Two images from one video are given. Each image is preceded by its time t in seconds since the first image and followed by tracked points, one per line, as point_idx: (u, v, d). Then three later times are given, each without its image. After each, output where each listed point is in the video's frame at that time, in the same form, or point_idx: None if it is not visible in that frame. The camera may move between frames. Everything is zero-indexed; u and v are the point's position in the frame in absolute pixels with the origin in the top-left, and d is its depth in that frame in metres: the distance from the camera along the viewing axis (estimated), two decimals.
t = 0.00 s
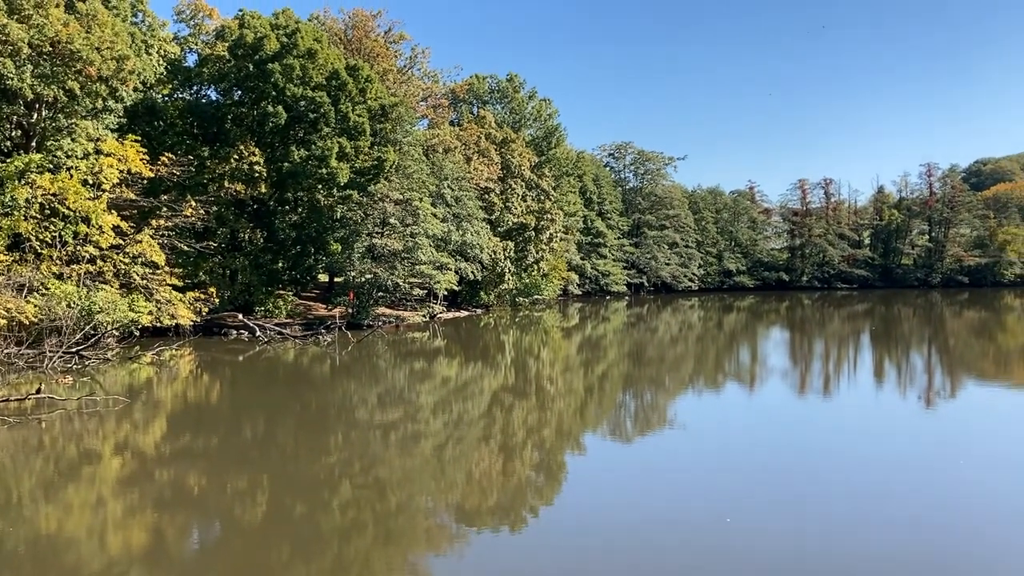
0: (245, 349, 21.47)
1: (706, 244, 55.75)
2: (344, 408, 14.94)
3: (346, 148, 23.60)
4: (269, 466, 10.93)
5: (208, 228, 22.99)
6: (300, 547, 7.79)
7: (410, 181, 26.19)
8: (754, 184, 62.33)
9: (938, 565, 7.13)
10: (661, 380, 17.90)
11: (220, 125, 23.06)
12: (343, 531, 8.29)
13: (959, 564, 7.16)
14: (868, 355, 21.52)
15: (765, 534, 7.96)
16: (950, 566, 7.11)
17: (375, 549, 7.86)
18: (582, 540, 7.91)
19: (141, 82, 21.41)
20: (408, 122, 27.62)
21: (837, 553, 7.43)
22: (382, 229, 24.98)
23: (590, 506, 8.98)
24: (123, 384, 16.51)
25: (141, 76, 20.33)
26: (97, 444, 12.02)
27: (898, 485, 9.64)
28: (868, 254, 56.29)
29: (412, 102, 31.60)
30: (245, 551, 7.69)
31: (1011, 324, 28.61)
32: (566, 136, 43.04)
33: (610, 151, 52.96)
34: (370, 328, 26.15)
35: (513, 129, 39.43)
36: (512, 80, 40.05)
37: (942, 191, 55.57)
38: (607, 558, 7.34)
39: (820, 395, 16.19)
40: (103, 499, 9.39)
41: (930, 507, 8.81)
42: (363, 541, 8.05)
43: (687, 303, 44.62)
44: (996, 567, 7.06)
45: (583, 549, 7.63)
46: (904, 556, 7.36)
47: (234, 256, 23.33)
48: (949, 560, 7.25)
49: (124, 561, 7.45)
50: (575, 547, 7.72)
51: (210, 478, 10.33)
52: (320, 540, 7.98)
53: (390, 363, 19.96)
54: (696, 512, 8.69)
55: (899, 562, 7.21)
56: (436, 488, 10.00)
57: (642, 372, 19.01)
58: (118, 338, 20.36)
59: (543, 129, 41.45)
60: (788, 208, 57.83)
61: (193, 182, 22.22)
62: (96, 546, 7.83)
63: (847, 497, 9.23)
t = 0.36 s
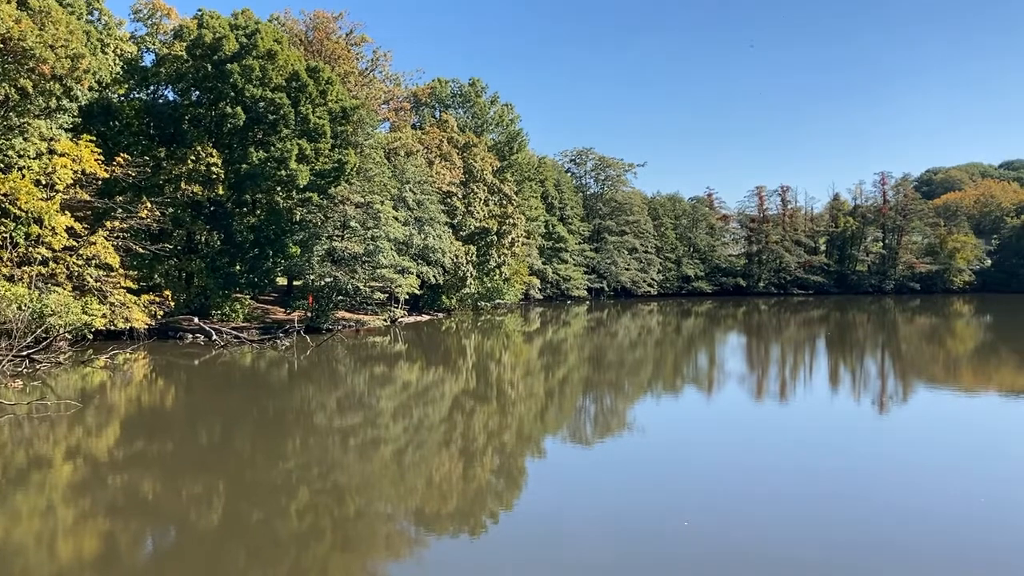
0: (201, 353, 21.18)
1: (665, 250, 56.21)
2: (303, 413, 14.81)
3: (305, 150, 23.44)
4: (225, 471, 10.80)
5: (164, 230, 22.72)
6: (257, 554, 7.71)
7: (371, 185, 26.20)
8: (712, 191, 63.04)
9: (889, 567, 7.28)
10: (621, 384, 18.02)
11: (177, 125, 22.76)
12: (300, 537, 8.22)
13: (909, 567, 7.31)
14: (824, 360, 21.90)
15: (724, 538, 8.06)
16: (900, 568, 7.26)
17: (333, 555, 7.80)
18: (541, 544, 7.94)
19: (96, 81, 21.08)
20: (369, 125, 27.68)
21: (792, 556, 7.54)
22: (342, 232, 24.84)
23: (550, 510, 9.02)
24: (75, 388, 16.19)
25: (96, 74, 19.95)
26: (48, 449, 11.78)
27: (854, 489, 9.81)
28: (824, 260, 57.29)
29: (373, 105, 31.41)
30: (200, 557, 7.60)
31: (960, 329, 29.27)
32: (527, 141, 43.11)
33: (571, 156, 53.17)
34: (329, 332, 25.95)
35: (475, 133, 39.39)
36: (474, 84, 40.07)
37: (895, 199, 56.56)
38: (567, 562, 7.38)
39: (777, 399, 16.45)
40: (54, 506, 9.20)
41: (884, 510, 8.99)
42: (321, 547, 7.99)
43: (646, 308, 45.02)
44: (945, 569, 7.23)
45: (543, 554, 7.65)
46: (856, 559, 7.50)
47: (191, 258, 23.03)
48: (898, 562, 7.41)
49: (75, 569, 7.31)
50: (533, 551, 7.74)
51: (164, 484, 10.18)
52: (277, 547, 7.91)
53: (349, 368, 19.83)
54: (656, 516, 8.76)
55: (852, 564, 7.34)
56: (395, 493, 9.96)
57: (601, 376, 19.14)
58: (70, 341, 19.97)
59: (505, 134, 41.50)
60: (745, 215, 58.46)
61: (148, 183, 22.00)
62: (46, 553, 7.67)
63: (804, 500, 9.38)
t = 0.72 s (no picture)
0: (148, 355, 20.77)
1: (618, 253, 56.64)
2: (253, 417, 14.61)
3: (256, 149, 23.17)
4: (172, 476, 10.61)
5: (110, 230, 22.22)
6: (204, 559, 7.60)
7: (323, 186, 25.85)
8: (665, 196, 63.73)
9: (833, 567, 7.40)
10: (574, 386, 18.13)
11: (126, 123, 22.26)
12: (249, 543, 8.11)
13: (855, 567, 7.43)
14: (772, 363, 22.30)
15: (672, 540, 8.12)
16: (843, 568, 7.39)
17: (283, 559, 7.72)
18: (490, 547, 7.95)
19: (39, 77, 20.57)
20: (321, 125, 27.49)
21: (738, 557, 7.63)
22: (293, 233, 24.42)
23: (501, 513, 9.05)
24: (17, 391, 15.77)
25: (38, 69, 19.46)
26: None
27: (804, 490, 9.98)
28: (773, 265, 58.04)
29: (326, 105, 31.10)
30: (146, 563, 7.46)
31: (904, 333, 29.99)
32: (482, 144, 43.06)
33: (526, 159, 53.22)
34: (279, 334, 25.65)
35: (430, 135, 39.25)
36: (428, 86, 39.94)
37: (842, 205, 58.10)
38: (518, 566, 7.40)
39: (726, 401, 16.71)
40: None
41: (830, 511, 9.16)
42: (271, 552, 7.90)
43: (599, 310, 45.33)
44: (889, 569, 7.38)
45: (492, 558, 7.66)
46: (801, 559, 7.61)
47: (138, 259, 22.61)
48: (845, 562, 7.54)
49: None
50: (483, 555, 7.75)
51: (109, 488, 9.97)
52: (225, 552, 7.80)
53: (301, 371, 19.61)
54: (606, 518, 8.81)
55: (799, 565, 7.46)
56: (346, 497, 9.89)
57: (554, 379, 19.23)
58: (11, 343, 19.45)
59: (460, 136, 41.17)
60: (697, 220, 59.47)
61: (95, 181, 21.51)
62: None
63: (755, 502, 9.49)
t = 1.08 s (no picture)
0: (80, 355, 20.18)
1: (562, 255, 56.72)
2: (189, 419, 14.29)
3: (195, 146, 22.61)
4: (104, 479, 10.31)
5: (42, 227, 21.50)
6: (138, 564, 7.39)
7: (264, 183, 25.46)
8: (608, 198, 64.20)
9: (773, 564, 7.48)
10: (517, 387, 18.14)
11: (58, 117, 21.84)
12: (185, 547, 7.91)
13: (793, 562, 7.53)
14: (712, 363, 22.63)
15: (613, 538, 8.14)
16: (782, 564, 7.48)
17: (220, 564, 7.55)
18: (431, 548, 7.89)
19: None
20: (262, 122, 27.06)
21: (678, 555, 7.68)
22: (232, 232, 23.95)
23: (442, 513, 9.00)
24: None
25: None
26: None
27: (743, 488, 10.10)
28: (713, 267, 58.92)
29: (267, 102, 30.55)
30: (76, 570, 7.23)
31: (839, 334, 30.74)
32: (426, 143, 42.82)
33: (470, 159, 53.01)
34: (218, 335, 25.21)
35: (373, 134, 38.95)
36: (372, 84, 39.55)
37: (780, 209, 58.99)
38: (460, 566, 7.34)
39: (668, 401, 16.87)
40: None
41: (767, 508, 9.28)
42: (208, 556, 7.71)
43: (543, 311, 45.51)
44: (827, 565, 7.48)
45: (434, 559, 7.59)
46: (740, 556, 7.68)
47: (71, 257, 21.94)
48: (784, 558, 7.63)
49: None
50: (424, 556, 7.68)
51: (38, 493, 9.65)
52: (160, 557, 7.59)
53: (239, 372, 19.28)
54: (548, 518, 8.81)
55: (740, 561, 7.54)
56: (285, 500, 9.72)
57: (498, 379, 19.22)
58: None
59: (404, 135, 40.88)
60: (638, 221, 60.06)
61: (25, 177, 20.98)
62: None
63: (694, 501, 9.58)
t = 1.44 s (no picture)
0: (9, 355, 19.58)
1: (507, 254, 56.57)
2: (125, 419, 13.97)
3: (132, 141, 21.98)
4: (35, 481, 10.04)
5: None
6: (70, 569, 7.20)
7: (203, 179, 25.00)
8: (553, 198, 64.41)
9: (716, 561, 7.58)
10: (461, 387, 18.10)
11: None
12: (119, 550, 7.72)
13: (731, 558, 7.65)
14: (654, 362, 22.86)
15: (554, 538, 8.16)
16: (723, 562, 7.55)
17: (157, 567, 7.39)
18: (371, 549, 7.82)
19: None
20: (202, 116, 26.59)
21: (621, 552, 7.74)
22: (169, 229, 23.49)
23: (384, 513, 8.95)
24: None
25: None
26: None
27: (681, 485, 10.24)
28: (656, 267, 59.77)
29: (207, 96, 30.03)
30: None
31: (777, 334, 31.29)
32: (370, 141, 42.48)
33: (415, 158, 52.70)
34: (155, 333, 24.73)
35: (316, 131, 38.50)
36: (315, 80, 39.03)
37: (721, 210, 60.10)
38: (408, 566, 7.31)
39: (611, 400, 16.99)
40: None
41: (704, 505, 9.42)
42: (144, 559, 7.54)
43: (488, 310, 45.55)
44: (766, 560, 7.61)
45: (377, 559, 7.53)
46: (683, 554, 7.73)
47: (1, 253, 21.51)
48: (724, 554, 7.75)
49: None
50: (367, 557, 7.62)
51: None
52: (93, 561, 7.40)
53: (177, 371, 18.91)
54: (492, 518, 8.82)
55: (681, 558, 7.63)
56: (224, 501, 9.57)
57: (442, 379, 19.17)
58: None
59: (347, 132, 40.53)
60: (584, 221, 60.35)
61: None
62: None
63: (630, 497, 9.71)
